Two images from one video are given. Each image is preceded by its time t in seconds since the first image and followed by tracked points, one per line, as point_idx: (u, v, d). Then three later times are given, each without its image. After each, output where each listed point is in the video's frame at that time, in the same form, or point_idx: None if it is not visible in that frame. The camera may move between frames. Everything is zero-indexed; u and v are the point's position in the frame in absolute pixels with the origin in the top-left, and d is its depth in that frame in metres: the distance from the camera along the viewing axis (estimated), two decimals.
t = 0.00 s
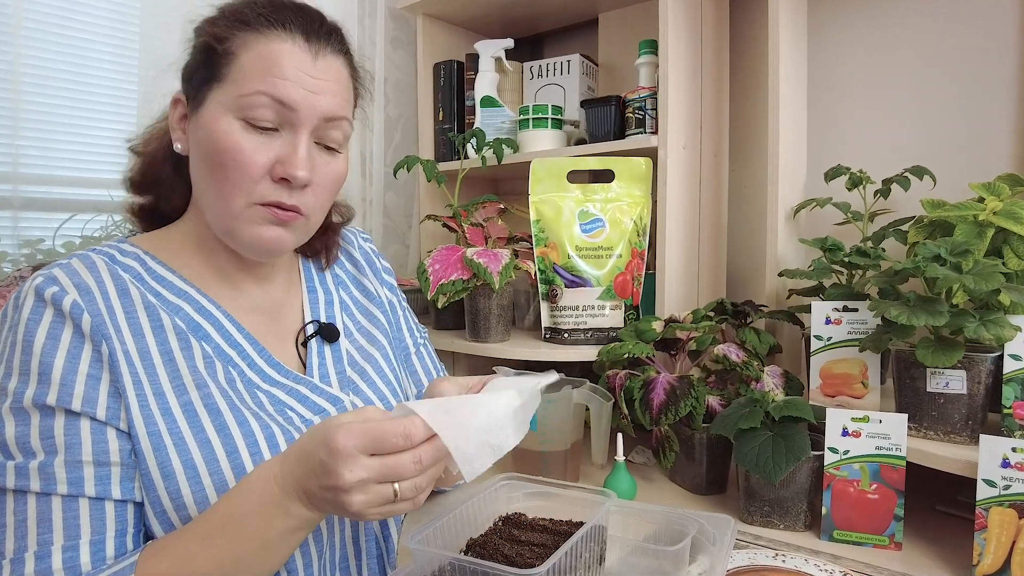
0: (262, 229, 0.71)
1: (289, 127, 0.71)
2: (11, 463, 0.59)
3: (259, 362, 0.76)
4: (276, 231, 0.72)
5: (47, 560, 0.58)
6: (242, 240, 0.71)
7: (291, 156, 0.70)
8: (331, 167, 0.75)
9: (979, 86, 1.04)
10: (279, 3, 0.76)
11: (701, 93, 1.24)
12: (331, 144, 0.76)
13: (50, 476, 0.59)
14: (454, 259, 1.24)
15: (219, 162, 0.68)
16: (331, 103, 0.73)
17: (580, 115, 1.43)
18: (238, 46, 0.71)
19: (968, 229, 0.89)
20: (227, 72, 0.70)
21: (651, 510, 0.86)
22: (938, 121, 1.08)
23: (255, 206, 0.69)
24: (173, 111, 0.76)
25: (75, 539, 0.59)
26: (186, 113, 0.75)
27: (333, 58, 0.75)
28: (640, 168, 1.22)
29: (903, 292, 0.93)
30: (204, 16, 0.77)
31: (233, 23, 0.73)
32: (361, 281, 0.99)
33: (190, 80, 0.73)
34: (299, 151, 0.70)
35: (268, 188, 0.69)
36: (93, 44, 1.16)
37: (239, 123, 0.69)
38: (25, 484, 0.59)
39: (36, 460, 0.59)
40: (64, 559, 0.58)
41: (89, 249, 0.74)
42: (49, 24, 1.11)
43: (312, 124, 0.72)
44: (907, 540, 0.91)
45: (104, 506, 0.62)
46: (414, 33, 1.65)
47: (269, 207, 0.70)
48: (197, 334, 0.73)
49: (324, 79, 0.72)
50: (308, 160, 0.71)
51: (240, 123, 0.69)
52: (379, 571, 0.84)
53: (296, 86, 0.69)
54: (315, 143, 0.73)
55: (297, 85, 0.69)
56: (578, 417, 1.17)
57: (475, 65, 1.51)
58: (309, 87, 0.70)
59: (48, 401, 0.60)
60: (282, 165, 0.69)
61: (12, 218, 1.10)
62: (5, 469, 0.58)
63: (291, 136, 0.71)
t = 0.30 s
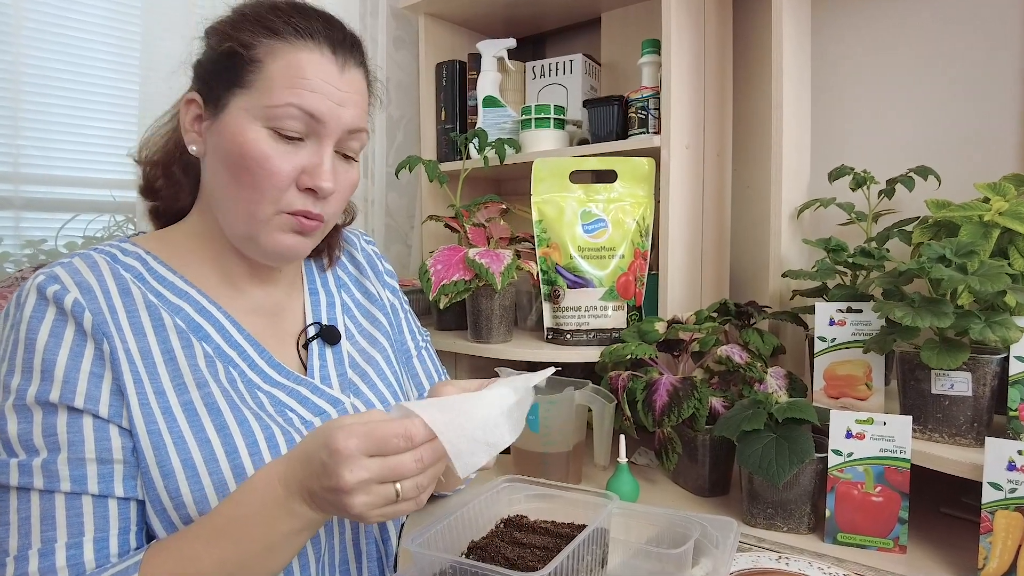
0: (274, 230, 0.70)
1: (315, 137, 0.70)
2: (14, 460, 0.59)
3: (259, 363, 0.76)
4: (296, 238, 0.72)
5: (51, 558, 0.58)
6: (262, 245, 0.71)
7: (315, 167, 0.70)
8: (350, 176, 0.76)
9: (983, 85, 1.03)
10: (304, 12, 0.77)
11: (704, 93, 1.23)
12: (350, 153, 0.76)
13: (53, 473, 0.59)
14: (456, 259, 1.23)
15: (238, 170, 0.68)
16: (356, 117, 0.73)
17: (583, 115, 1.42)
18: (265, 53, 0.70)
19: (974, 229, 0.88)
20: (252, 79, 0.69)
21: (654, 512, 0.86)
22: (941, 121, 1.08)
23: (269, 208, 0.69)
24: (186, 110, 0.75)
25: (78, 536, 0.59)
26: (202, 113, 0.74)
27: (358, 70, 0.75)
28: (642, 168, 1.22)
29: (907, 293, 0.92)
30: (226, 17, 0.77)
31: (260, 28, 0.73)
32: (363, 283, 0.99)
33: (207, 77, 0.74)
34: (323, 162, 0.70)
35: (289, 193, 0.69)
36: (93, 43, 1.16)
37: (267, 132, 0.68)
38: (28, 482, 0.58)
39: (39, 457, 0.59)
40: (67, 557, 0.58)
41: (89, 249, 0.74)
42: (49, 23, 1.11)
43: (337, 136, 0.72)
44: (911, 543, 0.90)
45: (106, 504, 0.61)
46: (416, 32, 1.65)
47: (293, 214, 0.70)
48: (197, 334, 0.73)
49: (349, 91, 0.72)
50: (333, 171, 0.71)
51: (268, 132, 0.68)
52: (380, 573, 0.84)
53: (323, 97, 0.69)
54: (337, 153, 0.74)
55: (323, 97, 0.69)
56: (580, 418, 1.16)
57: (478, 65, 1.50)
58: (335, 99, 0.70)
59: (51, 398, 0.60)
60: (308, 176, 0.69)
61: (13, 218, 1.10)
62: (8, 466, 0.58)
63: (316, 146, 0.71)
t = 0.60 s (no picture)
0: (259, 228, 0.70)
1: (308, 137, 0.71)
2: (18, 459, 0.59)
3: (262, 364, 0.77)
4: (285, 239, 0.72)
5: (53, 557, 0.58)
6: (251, 245, 0.71)
7: (306, 167, 0.70)
8: (346, 180, 0.75)
9: (985, 86, 1.03)
10: (311, 15, 0.77)
11: (705, 94, 1.23)
12: (347, 156, 0.76)
13: (57, 473, 0.59)
14: (456, 260, 1.24)
15: (230, 165, 0.68)
16: (352, 118, 0.73)
17: (584, 116, 1.42)
18: (266, 54, 0.71)
19: (974, 231, 0.88)
20: (253, 79, 0.70)
21: (654, 515, 0.86)
22: (942, 122, 1.07)
23: (253, 206, 0.69)
24: (195, 110, 0.76)
25: (81, 535, 0.59)
26: (207, 113, 0.75)
27: (358, 73, 0.75)
28: (643, 169, 1.22)
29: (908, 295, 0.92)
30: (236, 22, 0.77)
31: (263, 30, 0.74)
32: (366, 286, 0.99)
33: (214, 78, 0.74)
34: (315, 162, 0.70)
35: (275, 191, 0.69)
36: (95, 45, 1.17)
37: (260, 131, 0.69)
38: (32, 481, 0.58)
39: (43, 457, 0.59)
40: (69, 556, 0.58)
41: (94, 249, 0.74)
42: (50, 25, 1.12)
43: (331, 138, 0.72)
44: (911, 545, 0.90)
45: (109, 503, 0.62)
46: (418, 34, 1.65)
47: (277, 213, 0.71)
48: (200, 335, 0.73)
49: (347, 94, 0.72)
50: (324, 171, 0.71)
51: (261, 131, 0.69)
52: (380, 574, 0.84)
53: (319, 98, 0.69)
54: (331, 155, 0.73)
55: (319, 98, 0.69)
56: (581, 419, 1.16)
57: (479, 66, 1.51)
58: (331, 100, 0.70)
59: (56, 398, 0.60)
60: (297, 175, 0.69)
61: (15, 219, 1.10)
62: (12, 465, 0.58)
63: (309, 146, 0.71)
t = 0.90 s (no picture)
0: (267, 230, 0.71)
1: (317, 142, 0.70)
2: (19, 456, 0.59)
3: (263, 362, 0.77)
4: (290, 242, 0.72)
5: (52, 554, 0.58)
6: (259, 245, 0.72)
7: (315, 171, 0.70)
8: (351, 182, 0.76)
9: (986, 86, 1.03)
10: (318, 17, 0.77)
11: (706, 93, 1.23)
12: (353, 160, 0.76)
13: (57, 469, 0.59)
14: (457, 259, 1.24)
15: (242, 170, 0.68)
16: (358, 124, 0.72)
17: (585, 116, 1.42)
18: (276, 58, 0.71)
19: (975, 230, 0.88)
20: (262, 83, 0.70)
21: (653, 513, 0.86)
22: (943, 121, 1.07)
23: (264, 207, 0.69)
24: (199, 109, 0.75)
25: (80, 532, 0.60)
26: (212, 112, 0.74)
27: (366, 78, 0.75)
28: (644, 168, 1.22)
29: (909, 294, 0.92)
30: (242, 21, 0.77)
31: (272, 33, 0.73)
32: (367, 284, 0.99)
33: (221, 78, 0.74)
34: (323, 167, 0.70)
35: (285, 194, 0.69)
36: (96, 44, 1.17)
37: (260, 129, 0.69)
38: (32, 478, 0.58)
39: (44, 453, 0.59)
40: (67, 552, 0.58)
41: (97, 247, 0.74)
42: (51, 25, 1.12)
43: (340, 143, 0.72)
44: (912, 544, 0.90)
45: (108, 500, 0.62)
46: (420, 33, 1.65)
47: (284, 215, 0.71)
48: (202, 333, 0.74)
49: (356, 100, 0.72)
50: (332, 176, 0.72)
51: (270, 135, 0.69)
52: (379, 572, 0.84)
53: (327, 104, 0.69)
54: (337, 159, 0.73)
55: (330, 104, 0.69)
56: (581, 418, 1.16)
57: (479, 66, 1.51)
58: (339, 106, 0.70)
59: (56, 395, 0.60)
60: (306, 179, 0.69)
61: (16, 219, 1.11)
62: (13, 462, 0.59)
63: (318, 151, 0.71)
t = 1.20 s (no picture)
0: (275, 236, 0.71)
1: (324, 147, 0.71)
2: (22, 457, 0.59)
3: (264, 364, 0.77)
4: (298, 247, 0.73)
5: (56, 553, 0.58)
6: (269, 252, 0.72)
7: (324, 175, 0.70)
8: (358, 186, 0.76)
9: (986, 86, 1.03)
10: (319, 20, 0.77)
11: (706, 94, 1.23)
12: (358, 163, 0.76)
13: (60, 470, 0.59)
14: (458, 261, 1.24)
15: (248, 173, 0.68)
16: (364, 128, 0.73)
17: (585, 117, 1.42)
18: (280, 63, 0.71)
19: (975, 232, 0.88)
20: (265, 88, 0.70)
21: (653, 515, 0.86)
22: (944, 122, 1.07)
23: (273, 213, 0.70)
24: (200, 113, 0.76)
25: (83, 532, 0.60)
26: (215, 117, 0.75)
27: (368, 81, 0.75)
28: (645, 170, 1.22)
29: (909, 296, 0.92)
30: (243, 24, 0.78)
31: (276, 38, 0.74)
32: (367, 286, 0.99)
33: (223, 82, 0.74)
34: (331, 171, 0.71)
35: (295, 199, 0.70)
36: (97, 45, 1.17)
37: (259, 131, 0.69)
38: (35, 478, 0.59)
39: (46, 454, 0.60)
40: (72, 552, 0.59)
41: (99, 249, 0.75)
42: (52, 27, 1.12)
43: (346, 146, 0.72)
44: (911, 546, 0.90)
45: (111, 501, 0.62)
46: (421, 34, 1.65)
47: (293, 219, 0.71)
48: (203, 335, 0.74)
49: (359, 103, 0.72)
50: (340, 180, 0.72)
51: (275, 140, 0.69)
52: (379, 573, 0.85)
53: (334, 109, 0.70)
54: (344, 162, 0.74)
55: (335, 108, 0.70)
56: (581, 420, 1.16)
57: (480, 67, 1.51)
58: (346, 111, 0.70)
59: (59, 396, 0.61)
60: (315, 184, 0.70)
61: (18, 220, 1.11)
62: (17, 462, 0.59)
63: (326, 156, 0.71)
